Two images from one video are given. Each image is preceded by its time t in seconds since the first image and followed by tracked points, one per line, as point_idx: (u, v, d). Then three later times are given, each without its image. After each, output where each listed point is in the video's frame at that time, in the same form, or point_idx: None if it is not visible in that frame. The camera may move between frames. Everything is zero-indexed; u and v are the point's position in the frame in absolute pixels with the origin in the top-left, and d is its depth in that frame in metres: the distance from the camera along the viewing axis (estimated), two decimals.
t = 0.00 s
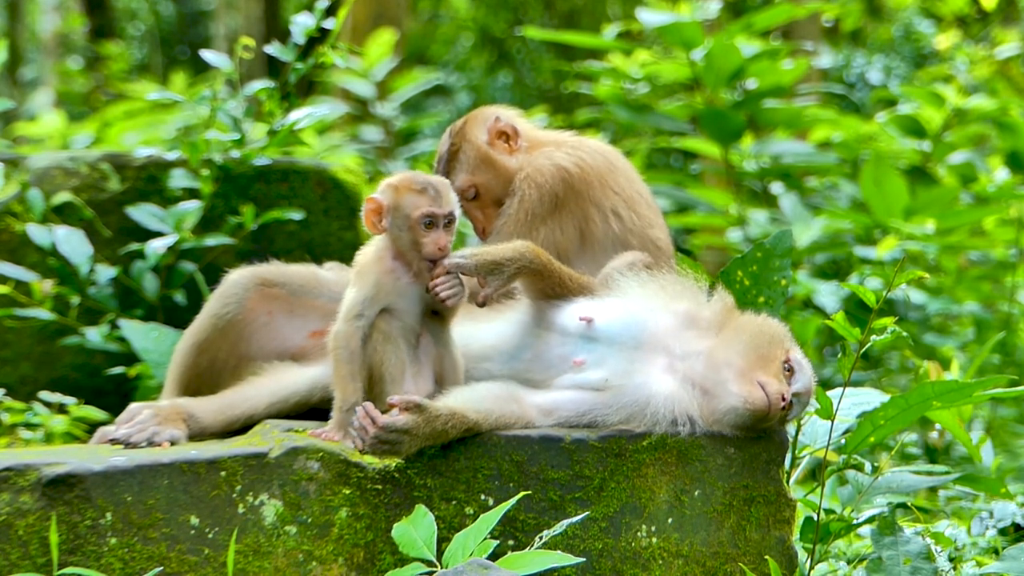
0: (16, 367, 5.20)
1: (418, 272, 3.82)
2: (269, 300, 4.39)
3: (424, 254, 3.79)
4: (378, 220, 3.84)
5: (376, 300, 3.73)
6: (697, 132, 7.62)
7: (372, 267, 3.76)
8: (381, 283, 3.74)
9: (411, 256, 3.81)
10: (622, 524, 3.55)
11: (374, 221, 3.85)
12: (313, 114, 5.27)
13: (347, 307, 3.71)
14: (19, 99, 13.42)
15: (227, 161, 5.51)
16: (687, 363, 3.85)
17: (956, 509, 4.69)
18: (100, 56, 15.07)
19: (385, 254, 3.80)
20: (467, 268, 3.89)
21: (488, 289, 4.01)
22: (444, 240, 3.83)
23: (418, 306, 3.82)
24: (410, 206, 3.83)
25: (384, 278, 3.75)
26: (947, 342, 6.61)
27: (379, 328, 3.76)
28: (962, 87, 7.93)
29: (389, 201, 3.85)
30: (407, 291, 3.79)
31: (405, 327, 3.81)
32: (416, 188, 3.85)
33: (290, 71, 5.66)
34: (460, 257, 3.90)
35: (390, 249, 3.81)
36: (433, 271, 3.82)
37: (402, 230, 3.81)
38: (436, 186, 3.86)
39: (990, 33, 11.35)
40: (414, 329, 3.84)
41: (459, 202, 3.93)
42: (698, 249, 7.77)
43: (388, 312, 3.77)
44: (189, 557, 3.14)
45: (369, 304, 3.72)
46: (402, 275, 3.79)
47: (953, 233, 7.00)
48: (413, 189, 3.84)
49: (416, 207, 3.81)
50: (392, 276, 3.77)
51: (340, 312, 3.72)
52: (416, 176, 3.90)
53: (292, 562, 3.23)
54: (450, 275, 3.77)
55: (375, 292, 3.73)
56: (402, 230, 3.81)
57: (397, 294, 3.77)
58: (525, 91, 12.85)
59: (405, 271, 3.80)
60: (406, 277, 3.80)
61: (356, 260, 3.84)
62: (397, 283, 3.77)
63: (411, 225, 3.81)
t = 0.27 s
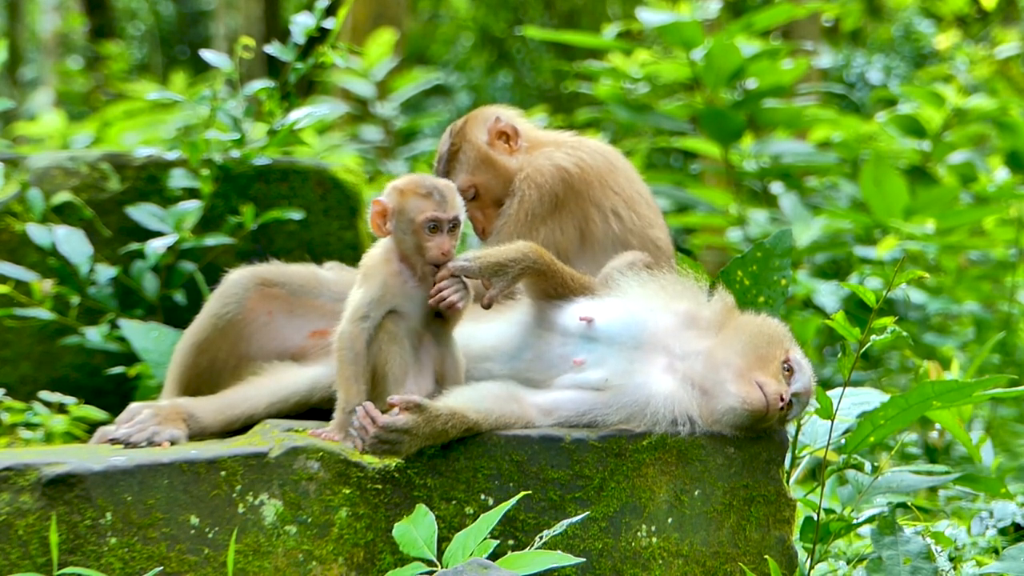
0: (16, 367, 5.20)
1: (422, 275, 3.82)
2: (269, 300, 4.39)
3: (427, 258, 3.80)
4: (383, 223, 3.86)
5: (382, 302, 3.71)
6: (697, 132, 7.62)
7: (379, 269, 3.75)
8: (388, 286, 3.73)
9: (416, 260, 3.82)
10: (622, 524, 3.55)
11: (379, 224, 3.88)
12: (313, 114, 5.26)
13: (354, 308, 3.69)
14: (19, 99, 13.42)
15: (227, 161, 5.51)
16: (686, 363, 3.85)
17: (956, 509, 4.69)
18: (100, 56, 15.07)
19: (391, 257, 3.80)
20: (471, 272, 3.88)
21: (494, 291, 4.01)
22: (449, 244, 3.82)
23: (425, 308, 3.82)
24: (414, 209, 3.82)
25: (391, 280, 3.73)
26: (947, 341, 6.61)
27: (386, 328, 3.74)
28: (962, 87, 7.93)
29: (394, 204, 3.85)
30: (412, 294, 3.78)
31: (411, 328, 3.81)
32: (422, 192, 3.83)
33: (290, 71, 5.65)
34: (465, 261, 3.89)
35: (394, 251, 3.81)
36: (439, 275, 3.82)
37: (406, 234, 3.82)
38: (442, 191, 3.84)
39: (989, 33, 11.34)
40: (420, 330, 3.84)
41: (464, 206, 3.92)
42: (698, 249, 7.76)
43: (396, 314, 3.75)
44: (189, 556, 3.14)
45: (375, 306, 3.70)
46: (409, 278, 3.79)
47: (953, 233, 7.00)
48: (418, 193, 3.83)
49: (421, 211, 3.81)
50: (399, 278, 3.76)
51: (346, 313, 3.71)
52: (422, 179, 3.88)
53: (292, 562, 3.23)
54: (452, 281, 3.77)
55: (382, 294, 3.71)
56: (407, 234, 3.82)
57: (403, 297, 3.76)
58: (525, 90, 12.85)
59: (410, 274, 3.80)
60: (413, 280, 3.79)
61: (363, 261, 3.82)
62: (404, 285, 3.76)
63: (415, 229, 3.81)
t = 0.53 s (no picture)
0: (16, 367, 5.20)
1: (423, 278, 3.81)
2: (269, 300, 4.40)
3: (428, 260, 3.79)
4: (384, 224, 3.87)
5: (382, 303, 3.72)
6: (697, 132, 7.62)
7: (379, 270, 3.76)
8: (388, 287, 3.74)
9: (416, 262, 3.81)
10: (622, 524, 3.55)
11: (381, 224, 3.88)
12: (313, 114, 5.27)
13: (354, 309, 3.71)
14: (19, 99, 13.39)
15: (227, 161, 5.51)
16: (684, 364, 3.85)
17: (956, 509, 4.69)
18: (100, 56, 15.06)
19: (392, 257, 3.80)
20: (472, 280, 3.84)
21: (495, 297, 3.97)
22: (450, 246, 3.82)
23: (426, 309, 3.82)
24: (416, 211, 3.81)
25: (391, 282, 3.74)
26: (947, 341, 6.61)
27: (390, 328, 3.74)
28: (962, 87, 7.93)
29: (396, 206, 3.85)
30: (414, 295, 3.79)
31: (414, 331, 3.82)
32: (424, 193, 3.82)
33: (290, 71, 5.65)
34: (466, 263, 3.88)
35: (395, 252, 3.81)
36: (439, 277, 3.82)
37: (408, 235, 3.81)
38: (444, 193, 3.83)
39: (989, 33, 11.34)
40: (422, 331, 3.85)
41: (467, 206, 3.90)
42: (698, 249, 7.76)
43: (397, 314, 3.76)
44: (189, 557, 3.14)
45: (375, 307, 3.71)
46: (410, 279, 3.79)
47: (953, 233, 7.00)
48: (421, 194, 3.82)
49: (423, 213, 3.80)
50: (399, 280, 3.76)
51: (346, 314, 3.72)
52: (424, 180, 3.87)
53: (292, 562, 3.23)
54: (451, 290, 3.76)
55: (382, 295, 3.72)
56: (408, 235, 3.81)
57: (404, 298, 3.77)
58: (525, 91, 12.85)
59: (411, 275, 3.80)
60: (414, 281, 3.80)
61: (364, 262, 3.83)
62: (404, 287, 3.77)
63: (417, 230, 3.80)
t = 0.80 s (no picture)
0: (16, 367, 5.19)
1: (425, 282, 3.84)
2: (269, 300, 4.39)
3: (433, 266, 3.82)
4: (389, 226, 3.85)
5: (384, 306, 3.74)
6: (697, 132, 7.62)
7: (382, 272, 3.78)
8: (391, 290, 3.76)
9: (418, 265, 3.83)
10: (622, 523, 3.55)
11: (386, 228, 3.86)
12: (313, 114, 5.27)
13: (356, 311, 3.73)
14: (19, 99, 13.37)
15: (227, 161, 5.52)
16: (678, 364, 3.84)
17: (956, 508, 4.69)
18: (100, 56, 15.05)
19: (396, 260, 3.82)
20: (473, 283, 3.86)
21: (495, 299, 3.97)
22: (455, 253, 3.85)
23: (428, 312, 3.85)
24: (422, 216, 3.84)
25: (394, 284, 3.77)
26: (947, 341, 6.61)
27: (392, 329, 3.74)
28: (962, 87, 7.93)
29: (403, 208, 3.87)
30: (415, 298, 3.82)
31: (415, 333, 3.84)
32: (431, 199, 3.85)
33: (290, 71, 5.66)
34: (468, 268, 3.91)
35: (399, 255, 3.84)
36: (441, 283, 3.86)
37: (413, 239, 3.83)
38: (451, 200, 3.86)
39: (989, 32, 11.34)
40: (423, 334, 3.86)
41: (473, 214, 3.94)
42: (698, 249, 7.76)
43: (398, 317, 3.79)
44: (189, 557, 3.14)
45: (377, 309, 3.73)
46: (411, 283, 3.82)
47: (953, 233, 7.00)
48: (428, 200, 3.85)
49: (429, 219, 3.82)
50: (401, 283, 3.79)
51: (347, 315, 3.74)
52: (432, 184, 3.90)
53: (292, 562, 3.23)
54: (450, 292, 3.79)
55: (384, 298, 3.75)
56: (414, 239, 3.83)
57: (406, 301, 3.79)
58: (525, 90, 12.84)
59: (412, 278, 3.83)
60: (415, 285, 3.83)
61: (366, 263, 3.86)
62: (407, 290, 3.79)
63: (423, 235, 3.82)
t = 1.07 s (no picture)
0: (16, 367, 5.19)
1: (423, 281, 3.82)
2: (268, 301, 4.40)
3: (426, 262, 3.79)
4: (384, 224, 3.87)
5: (381, 305, 3.73)
6: (697, 132, 7.61)
7: (380, 273, 3.77)
8: (388, 290, 3.74)
9: (414, 263, 3.82)
10: (622, 523, 3.55)
11: (381, 225, 3.88)
12: (313, 114, 5.27)
13: (353, 311, 3.73)
14: (19, 99, 13.36)
15: (227, 160, 5.51)
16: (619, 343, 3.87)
17: (956, 508, 4.69)
18: (100, 56, 15.04)
19: (392, 260, 3.81)
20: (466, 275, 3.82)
21: (488, 292, 3.95)
22: (449, 247, 3.83)
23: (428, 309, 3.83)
24: (414, 213, 3.81)
25: (391, 285, 3.75)
26: (947, 341, 6.61)
27: (389, 328, 3.74)
28: (962, 86, 7.93)
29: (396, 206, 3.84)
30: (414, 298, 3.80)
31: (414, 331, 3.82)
32: (424, 195, 3.81)
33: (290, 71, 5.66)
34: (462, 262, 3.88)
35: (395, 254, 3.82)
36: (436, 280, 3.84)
37: (407, 236, 3.82)
38: (445, 195, 3.82)
39: (989, 32, 11.34)
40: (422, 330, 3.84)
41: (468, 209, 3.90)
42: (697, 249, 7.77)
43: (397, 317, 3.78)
44: (189, 556, 3.14)
45: (373, 310, 3.72)
46: (409, 282, 3.80)
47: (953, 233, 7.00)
48: (420, 196, 3.81)
49: (421, 215, 3.79)
50: (398, 282, 3.77)
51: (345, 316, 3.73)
52: (426, 182, 3.86)
53: (292, 562, 3.23)
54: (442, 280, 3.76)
55: (381, 297, 3.73)
56: (407, 236, 3.82)
57: (404, 299, 3.77)
58: (525, 90, 12.84)
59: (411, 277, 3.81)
60: (412, 283, 3.81)
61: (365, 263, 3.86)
62: (404, 289, 3.78)
63: (416, 231, 3.80)
